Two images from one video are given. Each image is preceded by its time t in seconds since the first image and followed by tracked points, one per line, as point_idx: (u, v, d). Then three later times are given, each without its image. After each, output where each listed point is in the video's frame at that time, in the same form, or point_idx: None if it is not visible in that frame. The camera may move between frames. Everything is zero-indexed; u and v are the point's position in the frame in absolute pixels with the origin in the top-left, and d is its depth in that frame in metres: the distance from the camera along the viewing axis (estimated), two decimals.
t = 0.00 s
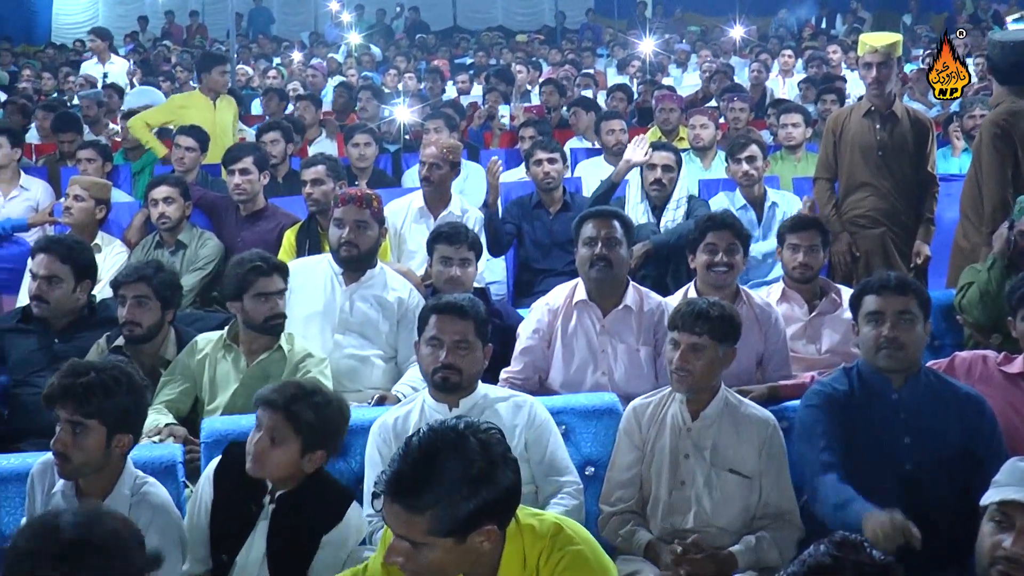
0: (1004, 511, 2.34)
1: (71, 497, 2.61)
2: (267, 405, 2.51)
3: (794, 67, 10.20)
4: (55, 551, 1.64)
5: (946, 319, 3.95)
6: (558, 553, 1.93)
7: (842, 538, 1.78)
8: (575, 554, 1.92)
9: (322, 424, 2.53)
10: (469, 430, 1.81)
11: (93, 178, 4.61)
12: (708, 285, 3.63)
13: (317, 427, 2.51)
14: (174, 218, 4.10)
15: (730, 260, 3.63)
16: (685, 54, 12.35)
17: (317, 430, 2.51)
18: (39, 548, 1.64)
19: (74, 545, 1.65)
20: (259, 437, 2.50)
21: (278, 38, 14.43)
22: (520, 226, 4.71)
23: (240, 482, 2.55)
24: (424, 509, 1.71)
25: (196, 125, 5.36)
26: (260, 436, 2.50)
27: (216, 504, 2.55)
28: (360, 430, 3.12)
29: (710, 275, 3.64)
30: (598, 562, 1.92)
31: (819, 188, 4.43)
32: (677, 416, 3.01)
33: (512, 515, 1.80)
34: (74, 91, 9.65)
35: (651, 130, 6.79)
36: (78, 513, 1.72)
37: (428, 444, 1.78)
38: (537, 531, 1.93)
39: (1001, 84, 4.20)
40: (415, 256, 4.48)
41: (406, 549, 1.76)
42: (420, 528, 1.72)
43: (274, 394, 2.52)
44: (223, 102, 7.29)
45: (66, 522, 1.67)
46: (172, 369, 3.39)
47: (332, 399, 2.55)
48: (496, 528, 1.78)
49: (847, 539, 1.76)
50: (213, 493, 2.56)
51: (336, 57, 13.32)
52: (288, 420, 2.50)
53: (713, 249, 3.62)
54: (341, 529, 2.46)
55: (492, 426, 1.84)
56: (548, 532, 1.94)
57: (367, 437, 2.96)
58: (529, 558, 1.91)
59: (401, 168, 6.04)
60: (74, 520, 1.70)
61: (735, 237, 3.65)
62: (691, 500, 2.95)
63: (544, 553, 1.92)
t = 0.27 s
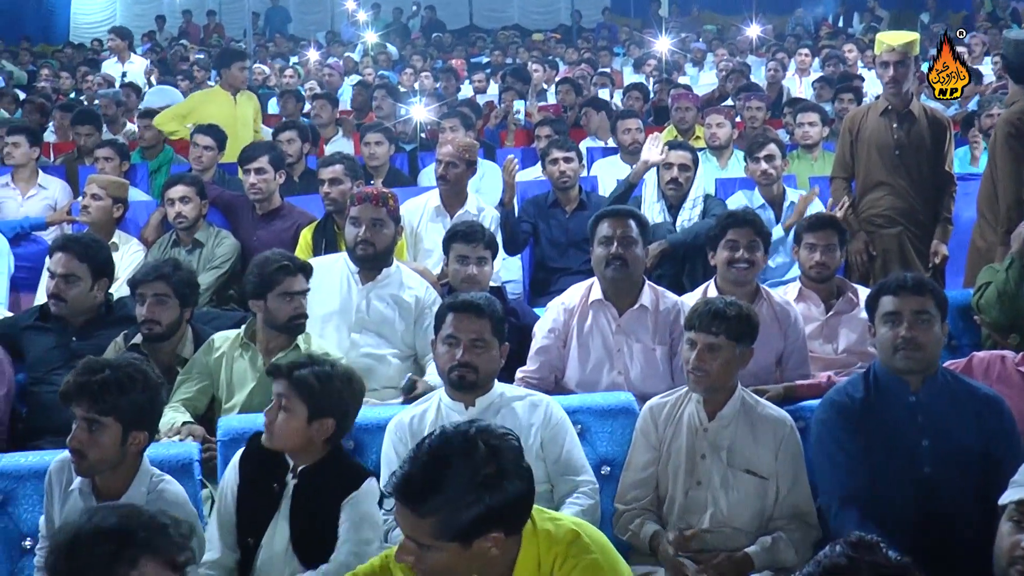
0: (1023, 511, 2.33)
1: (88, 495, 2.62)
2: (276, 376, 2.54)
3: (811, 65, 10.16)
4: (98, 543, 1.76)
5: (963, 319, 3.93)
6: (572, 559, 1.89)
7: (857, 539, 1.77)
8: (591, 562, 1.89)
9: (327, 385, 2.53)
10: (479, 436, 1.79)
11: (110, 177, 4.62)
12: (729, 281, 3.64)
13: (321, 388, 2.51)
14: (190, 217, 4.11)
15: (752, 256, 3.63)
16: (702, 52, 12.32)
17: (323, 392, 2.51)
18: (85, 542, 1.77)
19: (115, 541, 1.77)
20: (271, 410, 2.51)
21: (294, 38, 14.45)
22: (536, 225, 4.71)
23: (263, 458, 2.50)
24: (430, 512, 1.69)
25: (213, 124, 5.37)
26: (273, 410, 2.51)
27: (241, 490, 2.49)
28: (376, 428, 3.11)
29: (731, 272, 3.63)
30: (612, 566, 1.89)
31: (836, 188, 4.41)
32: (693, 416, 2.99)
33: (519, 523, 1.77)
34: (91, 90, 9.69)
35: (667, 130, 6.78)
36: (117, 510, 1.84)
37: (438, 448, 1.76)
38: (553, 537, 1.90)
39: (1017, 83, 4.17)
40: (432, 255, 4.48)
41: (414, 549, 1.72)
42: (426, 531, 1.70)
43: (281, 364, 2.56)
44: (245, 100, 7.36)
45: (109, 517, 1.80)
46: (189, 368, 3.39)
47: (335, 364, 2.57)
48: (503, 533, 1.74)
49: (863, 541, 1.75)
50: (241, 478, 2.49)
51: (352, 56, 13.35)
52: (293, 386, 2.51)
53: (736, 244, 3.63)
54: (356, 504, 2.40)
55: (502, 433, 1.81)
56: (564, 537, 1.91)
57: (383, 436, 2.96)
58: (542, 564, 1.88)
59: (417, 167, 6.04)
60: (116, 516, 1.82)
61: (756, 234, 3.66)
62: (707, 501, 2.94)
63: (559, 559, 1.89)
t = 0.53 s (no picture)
0: None
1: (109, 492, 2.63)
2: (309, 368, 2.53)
3: (830, 65, 10.13)
4: (170, 523, 2.00)
5: (983, 320, 3.91)
6: (601, 564, 1.87)
7: (877, 541, 1.76)
8: (617, 569, 1.86)
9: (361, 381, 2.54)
10: (514, 435, 1.77)
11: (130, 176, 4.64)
12: (752, 280, 3.63)
13: (357, 384, 2.52)
14: (209, 216, 4.12)
15: (774, 254, 3.63)
16: (720, 52, 12.30)
17: (358, 387, 2.52)
18: (157, 521, 2.00)
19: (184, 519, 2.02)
20: (301, 403, 2.49)
21: (314, 37, 14.48)
22: (555, 224, 4.71)
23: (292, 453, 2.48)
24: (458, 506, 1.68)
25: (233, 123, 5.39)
26: (303, 402, 2.49)
27: (268, 486, 2.47)
28: (394, 428, 3.11)
29: (754, 271, 3.63)
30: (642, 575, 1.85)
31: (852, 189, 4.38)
32: (712, 417, 2.95)
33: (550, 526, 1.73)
34: (112, 90, 9.75)
35: (685, 130, 6.77)
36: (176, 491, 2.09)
37: (469, 443, 1.74)
38: (583, 541, 1.88)
39: None
40: (451, 254, 4.48)
41: (441, 541, 1.72)
42: (455, 525, 1.69)
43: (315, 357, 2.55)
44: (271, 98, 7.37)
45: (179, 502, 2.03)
46: (207, 367, 3.40)
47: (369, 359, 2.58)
48: (529, 535, 1.71)
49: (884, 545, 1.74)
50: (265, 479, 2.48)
51: (371, 55, 13.38)
52: (331, 381, 2.51)
53: (757, 243, 3.63)
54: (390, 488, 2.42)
55: (540, 434, 1.78)
56: (595, 542, 1.88)
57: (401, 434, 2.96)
58: (572, 567, 1.86)
59: (436, 167, 6.05)
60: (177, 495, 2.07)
61: (778, 232, 3.66)
62: (725, 502, 2.89)
63: (587, 563, 1.87)
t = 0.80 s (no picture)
0: None
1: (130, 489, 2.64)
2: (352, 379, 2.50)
3: (850, 65, 10.08)
4: (176, 507, 1.83)
5: (1003, 321, 3.88)
6: (634, 555, 1.86)
7: (896, 542, 1.75)
8: (651, 559, 1.85)
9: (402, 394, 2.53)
10: (557, 419, 1.79)
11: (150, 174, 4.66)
12: (771, 280, 3.62)
13: (399, 401, 2.51)
14: (228, 215, 4.13)
15: (793, 254, 3.61)
16: (739, 52, 12.27)
17: (399, 401, 2.50)
18: (161, 508, 1.84)
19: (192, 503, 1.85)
20: (340, 415, 2.47)
21: (333, 36, 14.49)
22: (573, 224, 4.71)
23: (322, 457, 2.49)
24: (501, 486, 1.73)
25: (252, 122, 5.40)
26: (342, 414, 2.47)
27: (294, 485, 2.48)
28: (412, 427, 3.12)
29: (773, 271, 3.62)
30: (672, 567, 1.85)
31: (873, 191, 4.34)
32: (731, 417, 2.93)
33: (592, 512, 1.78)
34: (132, 88, 9.79)
35: (704, 130, 6.76)
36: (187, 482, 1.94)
37: (516, 425, 1.78)
38: (616, 530, 1.88)
39: None
40: (469, 254, 4.48)
41: (482, 524, 1.76)
42: (496, 506, 1.73)
43: (358, 369, 2.51)
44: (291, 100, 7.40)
45: (187, 490, 1.86)
46: (226, 365, 3.41)
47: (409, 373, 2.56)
48: (569, 518, 1.76)
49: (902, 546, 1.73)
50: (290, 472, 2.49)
51: (389, 54, 13.40)
52: (373, 396, 2.49)
53: (776, 243, 3.62)
54: (417, 501, 2.40)
55: (581, 419, 1.81)
56: (628, 533, 1.88)
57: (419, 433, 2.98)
58: (606, 556, 1.86)
59: (454, 166, 6.05)
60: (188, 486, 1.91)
61: (797, 232, 3.64)
62: (742, 502, 2.86)
63: (621, 553, 1.86)
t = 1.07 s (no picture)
0: None
1: (148, 487, 2.64)
2: (380, 396, 2.49)
3: (868, 66, 10.04)
4: (178, 518, 1.81)
5: (1020, 323, 3.87)
6: (659, 551, 1.87)
7: (916, 545, 1.75)
8: (675, 557, 1.86)
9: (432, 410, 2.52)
10: (587, 413, 1.83)
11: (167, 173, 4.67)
12: (786, 280, 3.61)
13: (427, 415, 2.51)
14: (245, 214, 4.14)
15: (808, 255, 3.60)
16: (755, 52, 12.22)
17: (428, 417, 2.50)
18: (164, 519, 1.82)
19: (194, 515, 1.82)
20: (369, 430, 2.47)
21: (349, 36, 14.51)
22: (589, 224, 4.71)
23: (348, 470, 2.52)
24: (532, 477, 1.76)
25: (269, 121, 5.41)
26: (371, 429, 2.47)
27: (320, 485, 2.51)
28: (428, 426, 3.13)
29: (788, 271, 3.60)
30: (695, 565, 1.85)
31: (890, 190, 4.37)
32: (747, 417, 2.91)
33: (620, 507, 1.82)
34: (150, 88, 9.83)
35: (720, 131, 6.75)
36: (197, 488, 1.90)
37: (545, 417, 1.82)
38: (641, 528, 1.88)
39: None
40: (484, 254, 4.47)
41: (510, 517, 1.79)
42: (526, 497, 1.77)
43: (385, 385, 2.50)
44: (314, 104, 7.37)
45: (189, 499, 1.84)
46: (243, 364, 3.42)
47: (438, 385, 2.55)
48: (597, 511, 1.79)
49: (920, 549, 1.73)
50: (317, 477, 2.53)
51: (406, 53, 13.40)
52: (401, 411, 2.48)
53: (791, 244, 3.60)
54: (440, 522, 2.42)
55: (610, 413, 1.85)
56: (652, 530, 1.89)
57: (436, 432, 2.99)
58: (630, 552, 1.86)
59: (471, 166, 6.05)
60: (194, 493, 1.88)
61: (812, 233, 3.63)
62: (758, 503, 2.84)
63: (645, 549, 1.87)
